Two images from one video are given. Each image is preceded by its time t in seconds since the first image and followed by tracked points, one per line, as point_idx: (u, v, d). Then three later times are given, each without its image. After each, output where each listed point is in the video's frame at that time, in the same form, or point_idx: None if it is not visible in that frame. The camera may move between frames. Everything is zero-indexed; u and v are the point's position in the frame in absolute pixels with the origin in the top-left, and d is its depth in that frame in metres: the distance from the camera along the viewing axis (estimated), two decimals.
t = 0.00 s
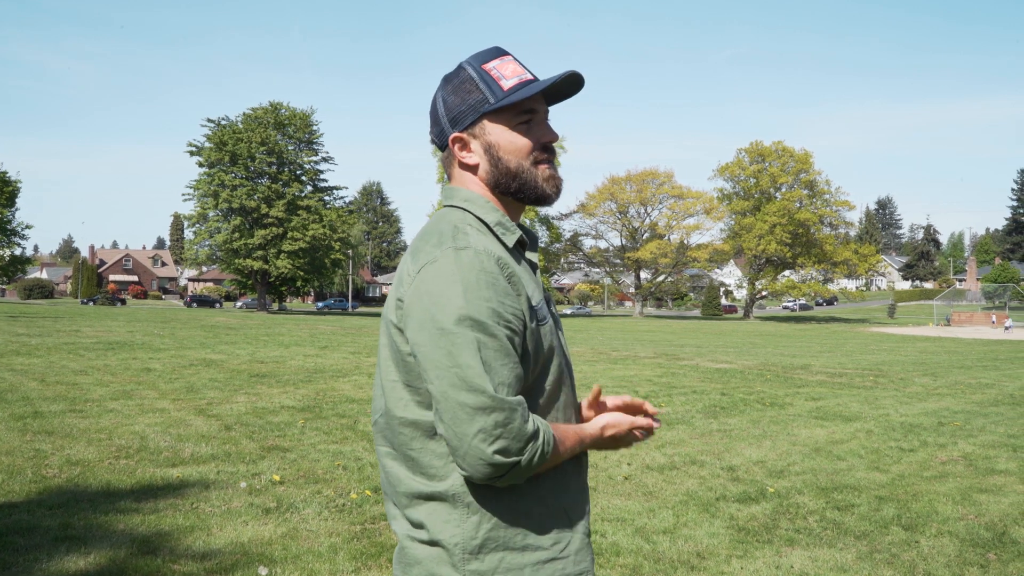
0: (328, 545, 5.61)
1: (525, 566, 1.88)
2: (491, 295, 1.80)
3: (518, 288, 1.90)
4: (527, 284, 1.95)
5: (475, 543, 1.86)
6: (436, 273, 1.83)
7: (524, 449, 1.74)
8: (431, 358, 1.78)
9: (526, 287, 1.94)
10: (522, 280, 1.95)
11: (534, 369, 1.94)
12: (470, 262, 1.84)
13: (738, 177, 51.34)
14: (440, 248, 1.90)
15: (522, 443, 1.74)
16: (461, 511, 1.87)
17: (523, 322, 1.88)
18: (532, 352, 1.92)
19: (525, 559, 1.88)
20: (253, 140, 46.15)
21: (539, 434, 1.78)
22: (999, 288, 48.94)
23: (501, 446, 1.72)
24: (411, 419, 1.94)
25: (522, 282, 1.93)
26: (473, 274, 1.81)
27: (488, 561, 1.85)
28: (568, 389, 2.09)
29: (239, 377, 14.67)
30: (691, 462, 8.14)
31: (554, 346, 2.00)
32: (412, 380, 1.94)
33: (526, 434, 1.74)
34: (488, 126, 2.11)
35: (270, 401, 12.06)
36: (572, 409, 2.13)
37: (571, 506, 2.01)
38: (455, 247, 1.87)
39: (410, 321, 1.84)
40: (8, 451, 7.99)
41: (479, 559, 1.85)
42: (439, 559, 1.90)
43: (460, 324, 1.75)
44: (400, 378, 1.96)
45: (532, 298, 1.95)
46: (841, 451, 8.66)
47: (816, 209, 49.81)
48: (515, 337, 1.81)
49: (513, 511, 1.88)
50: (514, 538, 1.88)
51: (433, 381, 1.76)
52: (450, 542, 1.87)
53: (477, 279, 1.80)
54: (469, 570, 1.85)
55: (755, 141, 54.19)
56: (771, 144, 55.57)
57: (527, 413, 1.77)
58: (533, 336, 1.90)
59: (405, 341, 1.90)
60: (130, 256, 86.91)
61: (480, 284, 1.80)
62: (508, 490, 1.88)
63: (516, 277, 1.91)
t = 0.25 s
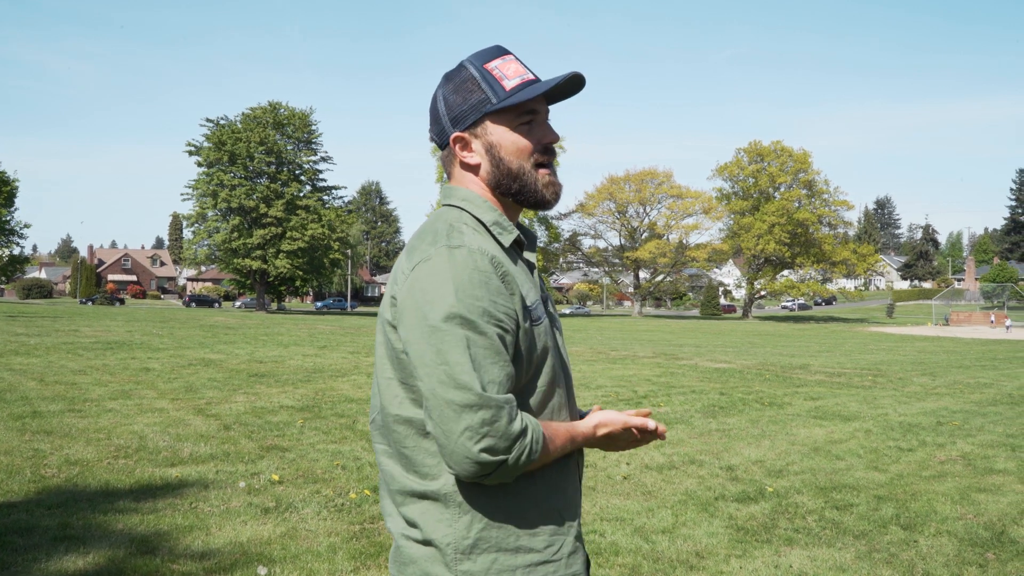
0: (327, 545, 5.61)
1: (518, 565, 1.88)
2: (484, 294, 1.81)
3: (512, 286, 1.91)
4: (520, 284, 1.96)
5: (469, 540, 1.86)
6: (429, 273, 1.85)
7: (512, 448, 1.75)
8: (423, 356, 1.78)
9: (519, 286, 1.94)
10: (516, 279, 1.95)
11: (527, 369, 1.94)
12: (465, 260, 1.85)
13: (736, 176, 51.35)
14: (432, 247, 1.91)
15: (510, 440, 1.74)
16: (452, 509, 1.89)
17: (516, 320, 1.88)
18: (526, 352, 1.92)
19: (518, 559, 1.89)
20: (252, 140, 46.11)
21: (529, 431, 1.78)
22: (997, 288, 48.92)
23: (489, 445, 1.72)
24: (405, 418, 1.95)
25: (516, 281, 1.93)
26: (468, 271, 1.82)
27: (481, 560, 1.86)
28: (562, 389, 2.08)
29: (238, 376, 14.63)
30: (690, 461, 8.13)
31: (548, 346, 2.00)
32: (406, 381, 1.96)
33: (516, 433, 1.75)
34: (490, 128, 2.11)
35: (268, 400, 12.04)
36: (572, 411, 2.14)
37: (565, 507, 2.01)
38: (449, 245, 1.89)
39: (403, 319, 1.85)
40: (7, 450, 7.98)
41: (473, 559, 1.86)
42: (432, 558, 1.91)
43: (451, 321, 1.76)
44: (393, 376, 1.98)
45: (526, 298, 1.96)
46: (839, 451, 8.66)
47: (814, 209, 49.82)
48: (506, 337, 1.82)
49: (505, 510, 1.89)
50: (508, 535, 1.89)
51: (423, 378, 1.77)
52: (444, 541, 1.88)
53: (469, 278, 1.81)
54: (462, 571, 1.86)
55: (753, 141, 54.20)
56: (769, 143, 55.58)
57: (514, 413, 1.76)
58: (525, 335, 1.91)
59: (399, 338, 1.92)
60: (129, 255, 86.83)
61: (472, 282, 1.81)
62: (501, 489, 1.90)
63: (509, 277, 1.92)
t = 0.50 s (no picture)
0: (326, 545, 5.62)
1: (515, 566, 1.88)
2: (480, 294, 1.81)
3: (508, 288, 1.91)
4: (516, 284, 1.96)
5: (464, 543, 1.87)
6: (424, 272, 1.85)
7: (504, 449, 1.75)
8: (416, 355, 1.78)
9: (514, 287, 1.94)
10: (511, 278, 1.95)
11: (522, 370, 1.94)
12: (460, 260, 1.85)
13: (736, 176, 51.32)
14: (428, 246, 1.91)
15: (502, 442, 1.74)
16: (448, 511, 1.89)
17: (511, 321, 1.88)
18: (521, 353, 1.92)
19: (515, 562, 1.88)
20: (251, 140, 46.09)
21: (522, 430, 1.77)
22: (996, 288, 48.86)
23: (484, 445, 1.73)
24: (401, 417, 1.95)
25: (512, 281, 1.93)
26: (462, 271, 1.83)
27: (477, 561, 1.86)
28: (559, 388, 2.08)
29: (237, 377, 14.62)
30: (688, 461, 8.13)
31: (544, 347, 2.00)
32: (402, 380, 1.95)
33: (511, 434, 1.75)
34: (491, 127, 2.11)
35: (267, 400, 12.03)
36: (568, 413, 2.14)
37: (563, 509, 2.01)
38: (445, 245, 1.88)
39: (398, 318, 1.85)
40: (6, 451, 7.97)
41: (469, 560, 1.86)
42: (428, 559, 1.91)
43: (445, 322, 1.76)
44: (390, 375, 1.98)
45: (521, 298, 1.96)
46: (838, 451, 8.65)
47: (813, 208, 49.78)
48: (501, 338, 1.81)
49: (500, 511, 1.89)
50: (505, 534, 1.89)
51: (417, 379, 1.77)
52: (439, 543, 1.88)
53: (464, 278, 1.81)
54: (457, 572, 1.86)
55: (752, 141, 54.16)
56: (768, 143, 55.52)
57: (508, 412, 1.76)
58: (521, 335, 1.91)
59: (394, 338, 1.91)
60: (128, 256, 86.76)
61: (467, 283, 1.81)
62: (497, 490, 1.90)
63: (506, 277, 1.92)
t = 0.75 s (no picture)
0: (325, 545, 5.62)
1: (513, 567, 1.90)
2: (476, 299, 1.81)
3: (505, 292, 1.91)
4: (514, 287, 1.96)
5: (463, 544, 1.88)
6: (420, 276, 1.85)
7: (492, 451, 1.74)
8: (412, 360, 1.79)
9: (512, 289, 1.95)
10: (508, 281, 1.95)
11: (521, 373, 1.94)
12: (456, 264, 1.85)
13: (734, 176, 51.35)
14: (425, 250, 1.92)
15: (499, 446, 1.74)
16: (447, 512, 1.90)
17: (509, 324, 1.89)
18: (518, 356, 1.93)
19: (514, 563, 1.90)
20: (250, 140, 46.07)
21: (518, 435, 1.77)
22: (995, 288, 48.85)
23: (478, 450, 1.73)
24: (399, 419, 1.95)
25: (508, 283, 1.93)
26: (457, 275, 1.83)
27: (477, 563, 1.87)
28: (558, 390, 2.08)
29: (236, 377, 14.62)
30: (688, 461, 8.14)
31: (543, 350, 2.01)
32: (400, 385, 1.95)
33: (499, 438, 1.75)
34: (488, 129, 2.12)
35: (266, 400, 12.03)
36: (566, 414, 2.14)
37: (563, 514, 2.01)
38: (442, 249, 1.89)
39: (395, 322, 1.85)
40: (5, 451, 7.97)
41: (468, 562, 1.87)
42: (426, 561, 1.92)
43: (440, 327, 1.77)
44: (388, 379, 1.98)
45: (519, 301, 1.96)
46: (837, 451, 8.66)
47: (812, 208, 49.80)
48: (496, 342, 1.82)
49: (502, 513, 1.89)
50: (504, 537, 1.90)
51: (414, 384, 1.78)
52: (438, 545, 1.89)
53: (461, 283, 1.81)
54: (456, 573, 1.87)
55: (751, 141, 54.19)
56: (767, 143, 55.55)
57: (502, 417, 1.76)
58: (520, 338, 1.91)
59: (390, 340, 1.92)
60: (127, 255, 86.69)
61: (463, 287, 1.81)
62: (496, 493, 1.90)
63: (502, 280, 1.92)
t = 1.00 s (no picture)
0: (325, 545, 5.62)
1: (515, 569, 1.90)
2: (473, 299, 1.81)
3: (504, 294, 1.91)
4: (513, 287, 1.96)
5: (465, 546, 1.88)
6: (419, 276, 1.85)
7: (485, 448, 1.73)
8: (409, 359, 1.80)
9: (511, 290, 1.95)
10: (508, 283, 1.95)
11: (521, 374, 1.94)
12: (453, 265, 1.86)
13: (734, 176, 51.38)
14: (424, 251, 1.92)
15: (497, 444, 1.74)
16: (447, 515, 1.90)
17: (507, 323, 1.89)
18: (518, 359, 1.93)
19: (516, 564, 1.90)
20: (249, 140, 46.06)
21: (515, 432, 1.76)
22: (994, 288, 48.84)
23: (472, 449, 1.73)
24: (399, 420, 1.96)
25: (507, 284, 1.93)
26: (454, 276, 1.83)
27: (478, 564, 1.88)
28: (558, 389, 2.09)
29: (236, 377, 14.65)
30: (688, 462, 8.15)
31: (543, 351, 2.01)
32: (398, 385, 1.96)
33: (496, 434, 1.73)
34: (489, 128, 2.12)
35: (267, 401, 12.06)
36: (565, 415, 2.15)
37: (564, 514, 2.02)
38: (439, 250, 1.90)
39: (393, 322, 1.86)
40: (5, 451, 7.97)
41: (469, 563, 1.88)
42: (427, 563, 1.92)
43: (436, 326, 1.78)
44: (388, 379, 1.99)
45: (518, 302, 1.97)
46: (836, 451, 8.68)
47: (812, 209, 49.83)
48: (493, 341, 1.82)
49: (504, 515, 1.90)
50: (505, 539, 1.90)
51: (411, 383, 1.78)
52: (440, 547, 1.89)
53: (458, 283, 1.82)
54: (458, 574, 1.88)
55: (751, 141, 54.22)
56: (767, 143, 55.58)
57: (498, 415, 1.75)
58: (518, 340, 1.92)
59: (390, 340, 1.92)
60: (127, 256, 86.74)
61: (460, 287, 1.82)
62: (498, 494, 1.90)
63: (501, 282, 1.92)
